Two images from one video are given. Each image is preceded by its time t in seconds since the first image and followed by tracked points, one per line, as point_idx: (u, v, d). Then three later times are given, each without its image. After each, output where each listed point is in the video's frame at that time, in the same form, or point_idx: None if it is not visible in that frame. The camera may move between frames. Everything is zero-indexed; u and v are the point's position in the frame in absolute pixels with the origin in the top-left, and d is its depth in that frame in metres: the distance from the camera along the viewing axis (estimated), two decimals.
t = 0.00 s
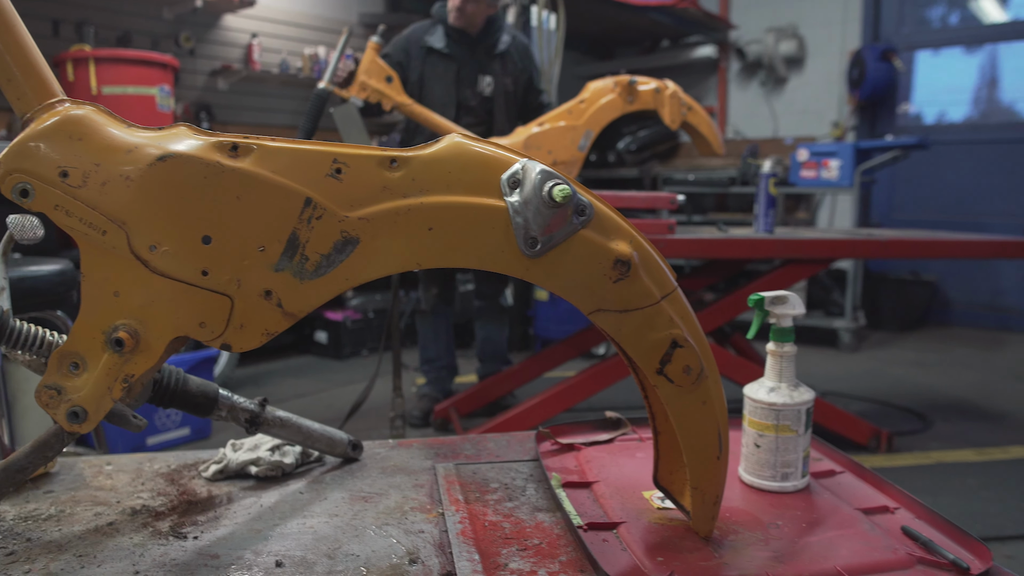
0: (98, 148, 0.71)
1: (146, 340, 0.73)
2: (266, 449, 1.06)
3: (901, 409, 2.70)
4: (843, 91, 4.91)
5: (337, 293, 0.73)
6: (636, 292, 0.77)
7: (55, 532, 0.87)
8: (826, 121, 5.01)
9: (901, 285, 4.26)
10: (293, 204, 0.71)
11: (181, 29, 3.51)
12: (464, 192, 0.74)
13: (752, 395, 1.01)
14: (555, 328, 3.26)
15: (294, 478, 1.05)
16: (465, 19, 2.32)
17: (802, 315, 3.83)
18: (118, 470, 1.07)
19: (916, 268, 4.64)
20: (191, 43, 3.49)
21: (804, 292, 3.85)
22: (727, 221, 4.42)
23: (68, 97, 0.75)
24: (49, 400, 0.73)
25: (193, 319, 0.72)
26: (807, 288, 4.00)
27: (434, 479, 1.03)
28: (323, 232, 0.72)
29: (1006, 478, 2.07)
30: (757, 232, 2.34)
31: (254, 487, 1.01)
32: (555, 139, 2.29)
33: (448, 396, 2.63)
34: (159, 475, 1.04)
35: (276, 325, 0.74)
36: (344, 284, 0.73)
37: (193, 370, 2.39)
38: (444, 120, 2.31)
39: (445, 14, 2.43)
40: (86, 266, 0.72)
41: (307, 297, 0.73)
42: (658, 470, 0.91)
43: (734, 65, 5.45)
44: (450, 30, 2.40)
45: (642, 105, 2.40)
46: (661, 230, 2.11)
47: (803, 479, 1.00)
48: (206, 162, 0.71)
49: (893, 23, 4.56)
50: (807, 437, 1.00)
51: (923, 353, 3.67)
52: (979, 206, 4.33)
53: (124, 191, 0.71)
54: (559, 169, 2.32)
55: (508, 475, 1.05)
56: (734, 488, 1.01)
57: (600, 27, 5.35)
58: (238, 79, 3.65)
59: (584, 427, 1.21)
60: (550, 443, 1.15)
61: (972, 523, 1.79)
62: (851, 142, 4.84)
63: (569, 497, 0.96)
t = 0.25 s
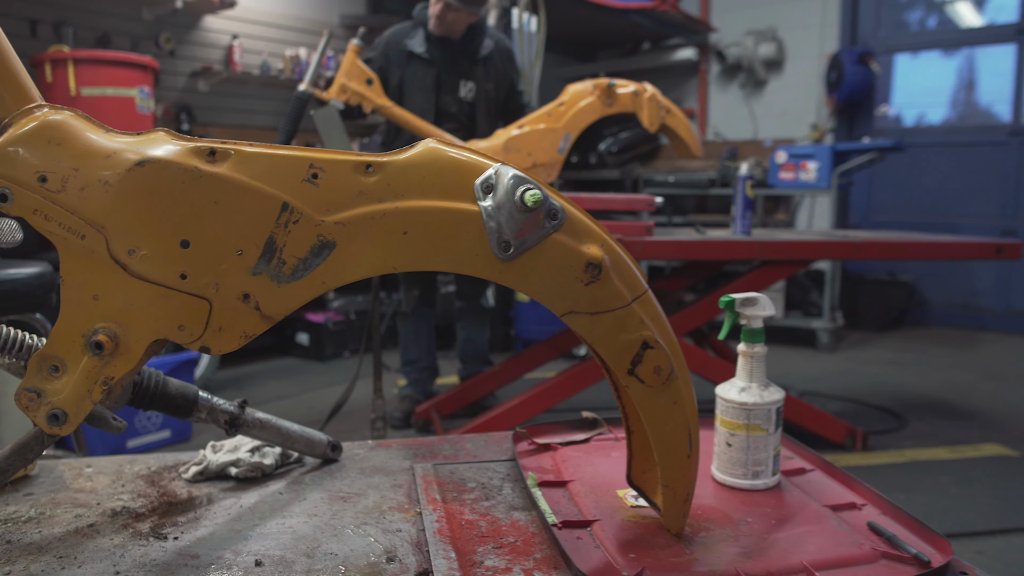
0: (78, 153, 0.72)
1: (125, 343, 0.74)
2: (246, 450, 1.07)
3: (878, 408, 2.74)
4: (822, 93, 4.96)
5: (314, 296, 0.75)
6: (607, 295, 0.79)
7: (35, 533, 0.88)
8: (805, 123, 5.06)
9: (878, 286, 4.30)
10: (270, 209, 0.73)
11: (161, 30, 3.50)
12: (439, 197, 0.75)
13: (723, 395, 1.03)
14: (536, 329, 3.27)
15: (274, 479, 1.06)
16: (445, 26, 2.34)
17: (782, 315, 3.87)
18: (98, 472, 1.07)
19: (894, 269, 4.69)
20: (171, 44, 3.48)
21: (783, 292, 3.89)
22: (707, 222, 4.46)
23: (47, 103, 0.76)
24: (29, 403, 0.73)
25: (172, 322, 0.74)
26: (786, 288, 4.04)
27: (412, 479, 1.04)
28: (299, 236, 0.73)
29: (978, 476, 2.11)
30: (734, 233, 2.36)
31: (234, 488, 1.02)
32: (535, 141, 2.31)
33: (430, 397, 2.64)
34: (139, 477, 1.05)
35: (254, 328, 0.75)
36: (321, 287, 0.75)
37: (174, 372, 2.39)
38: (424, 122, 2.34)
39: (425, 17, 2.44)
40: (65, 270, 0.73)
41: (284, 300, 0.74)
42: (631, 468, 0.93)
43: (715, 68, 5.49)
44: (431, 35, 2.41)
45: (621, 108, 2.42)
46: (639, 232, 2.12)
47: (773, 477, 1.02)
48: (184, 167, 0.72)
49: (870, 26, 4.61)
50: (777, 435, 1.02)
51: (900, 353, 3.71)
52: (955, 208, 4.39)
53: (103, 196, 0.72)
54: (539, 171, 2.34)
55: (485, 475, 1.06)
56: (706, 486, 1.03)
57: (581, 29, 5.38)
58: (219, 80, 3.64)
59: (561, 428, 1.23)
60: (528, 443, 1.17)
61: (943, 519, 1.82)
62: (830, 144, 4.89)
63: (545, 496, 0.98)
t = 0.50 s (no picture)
0: (83, 184, 0.74)
1: (131, 368, 0.76)
2: (243, 465, 1.10)
3: (858, 413, 2.79)
4: (803, 99, 5.02)
5: (313, 321, 0.77)
6: (594, 318, 0.82)
7: (41, 551, 0.90)
8: (786, 129, 5.12)
9: (859, 291, 4.37)
10: (270, 238, 0.75)
11: (147, 37, 3.51)
12: (432, 224, 0.78)
13: (706, 410, 1.07)
14: (522, 336, 3.31)
15: (271, 493, 1.09)
16: (428, 41, 2.38)
17: (764, 320, 3.92)
18: (98, 488, 1.10)
19: (874, 273, 4.76)
20: (157, 51, 3.49)
21: (765, 297, 3.95)
22: (691, 227, 4.51)
23: (53, 133, 0.78)
24: (39, 426, 0.76)
25: (176, 347, 0.76)
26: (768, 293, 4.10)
27: (406, 493, 1.07)
28: (298, 264, 0.76)
29: (954, 480, 2.16)
30: (717, 243, 2.40)
31: (233, 503, 1.05)
32: (521, 152, 2.35)
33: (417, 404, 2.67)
34: (139, 492, 1.08)
35: (256, 353, 0.78)
36: (320, 312, 0.77)
37: (163, 380, 2.41)
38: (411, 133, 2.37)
39: (410, 30, 2.48)
40: (72, 297, 0.75)
41: (285, 325, 0.77)
42: (618, 482, 0.96)
43: (697, 74, 5.53)
44: (416, 47, 2.45)
45: (605, 119, 2.45)
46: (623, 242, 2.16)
47: (754, 489, 1.06)
48: (186, 197, 0.74)
49: (850, 33, 4.68)
50: (757, 448, 1.06)
51: (880, 356, 3.78)
52: (933, 213, 4.46)
53: (108, 225, 0.74)
54: (524, 181, 2.39)
55: (477, 488, 1.09)
56: (690, 498, 1.06)
57: (565, 36, 5.42)
58: (205, 87, 3.65)
59: (549, 440, 1.27)
60: (517, 455, 1.20)
61: (919, 523, 1.87)
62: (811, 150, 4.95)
63: (535, 509, 1.01)
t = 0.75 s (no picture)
0: (124, 239, 0.78)
1: (170, 411, 0.81)
2: (264, 492, 1.15)
3: (848, 423, 2.85)
4: (793, 109, 5.08)
5: (342, 366, 0.83)
6: (604, 359, 0.88)
7: None
8: (777, 138, 5.19)
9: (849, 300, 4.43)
10: (302, 289, 0.80)
11: (146, 51, 3.54)
12: (453, 274, 0.83)
13: (707, 438, 1.13)
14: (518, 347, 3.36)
15: (291, 519, 1.14)
16: (427, 62, 2.43)
17: (755, 329, 3.98)
18: (123, 514, 1.14)
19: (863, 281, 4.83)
20: (156, 65, 3.52)
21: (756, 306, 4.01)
22: (684, 235, 4.57)
23: (92, 188, 0.82)
24: (83, 467, 0.80)
25: (213, 392, 0.81)
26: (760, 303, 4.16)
27: (421, 518, 1.12)
28: (328, 314, 0.81)
29: (941, 491, 2.22)
30: (711, 260, 2.45)
31: (256, 529, 1.10)
32: (520, 170, 2.40)
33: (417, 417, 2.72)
34: (164, 519, 1.12)
35: (287, 396, 0.83)
36: (348, 357, 0.83)
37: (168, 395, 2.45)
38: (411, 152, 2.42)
39: (409, 51, 2.53)
40: (114, 346, 0.79)
41: (315, 370, 0.82)
42: (624, 508, 1.02)
43: (689, 83, 5.60)
44: (415, 68, 2.50)
45: (601, 138, 2.50)
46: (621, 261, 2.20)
47: (752, 513, 1.11)
48: (223, 252, 0.78)
49: (839, 45, 4.75)
50: (755, 475, 1.11)
51: (868, 365, 3.84)
52: (920, 222, 4.54)
53: (148, 278, 0.78)
54: (523, 199, 2.44)
55: (488, 513, 1.15)
56: (691, 521, 1.12)
57: (558, 45, 5.47)
58: (203, 100, 3.68)
59: (555, 463, 1.32)
60: (525, 479, 1.26)
61: (907, 535, 1.93)
62: (801, 160, 5.02)
63: (546, 534, 1.07)
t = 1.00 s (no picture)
0: (176, 290, 0.83)
1: (218, 451, 0.87)
2: (293, 516, 1.21)
3: (843, 433, 2.92)
4: (787, 120, 5.16)
5: (377, 407, 0.89)
6: (620, 398, 0.94)
7: None
8: (771, 148, 5.26)
9: (844, 310, 4.51)
10: (342, 337, 0.86)
11: (151, 67, 3.59)
12: (481, 321, 0.89)
13: (713, 463, 1.19)
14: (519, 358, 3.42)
15: (320, 542, 1.20)
16: (432, 83, 2.48)
17: (751, 338, 4.05)
18: (158, 538, 1.19)
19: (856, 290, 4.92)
20: (162, 81, 3.58)
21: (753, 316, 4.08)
22: (680, 244, 4.64)
23: (142, 242, 0.87)
24: (137, 503, 0.86)
25: (258, 433, 0.87)
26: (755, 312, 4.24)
27: (443, 541, 1.18)
28: (366, 359, 0.87)
29: (934, 502, 2.29)
30: (710, 277, 2.51)
31: (287, 553, 1.15)
32: (523, 190, 2.46)
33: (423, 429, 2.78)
34: (198, 543, 1.18)
35: (326, 435, 0.89)
36: (383, 399, 0.89)
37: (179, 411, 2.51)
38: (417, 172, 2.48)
39: (414, 72, 2.58)
40: (166, 391, 0.84)
41: (353, 411, 0.88)
42: (637, 533, 1.08)
43: (685, 93, 5.66)
44: (420, 89, 2.55)
45: (602, 157, 2.56)
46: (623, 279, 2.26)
47: (756, 534, 1.17)
48: (269, 303, 0.84)
49: (833, 57, 4.83)
50: (759, 499, 1.18)
51: (862, 373, 3.91)
52: (913, 231, 4.62)
53: (199, 328, 0.83)
54: (527, 218, 2.50)
55: (507, 535, 1.21)
56: (698, 542, 1.18)
57: (555, 56, 5.53)
58: (207, 115, 3.73)
59: (567, 485, 1.38)
60: (539, 501, 1.32)
61: (903, 545, 2.00)
62: (795, 170, 5.09)
63: (562, 556, 1.13)
